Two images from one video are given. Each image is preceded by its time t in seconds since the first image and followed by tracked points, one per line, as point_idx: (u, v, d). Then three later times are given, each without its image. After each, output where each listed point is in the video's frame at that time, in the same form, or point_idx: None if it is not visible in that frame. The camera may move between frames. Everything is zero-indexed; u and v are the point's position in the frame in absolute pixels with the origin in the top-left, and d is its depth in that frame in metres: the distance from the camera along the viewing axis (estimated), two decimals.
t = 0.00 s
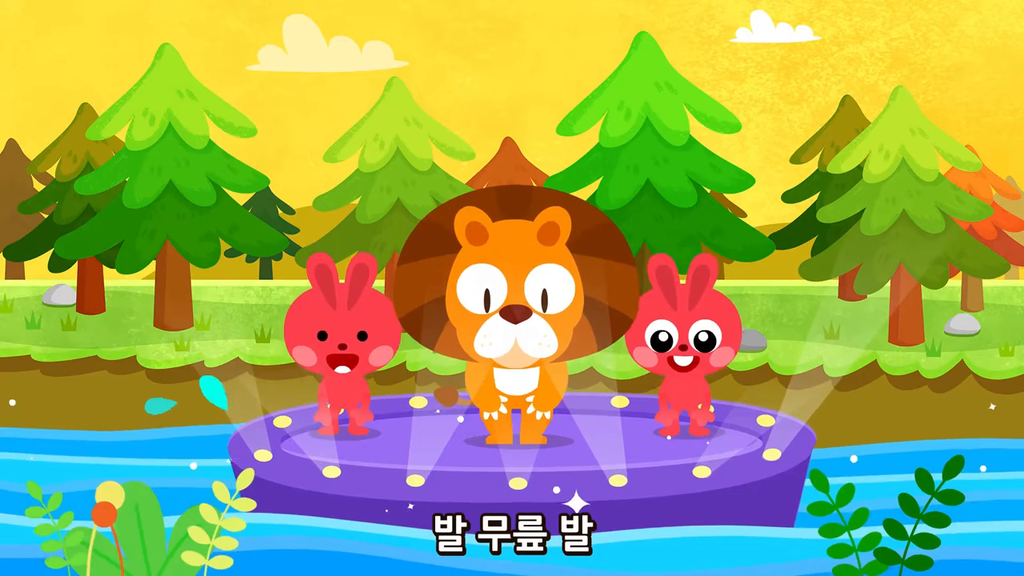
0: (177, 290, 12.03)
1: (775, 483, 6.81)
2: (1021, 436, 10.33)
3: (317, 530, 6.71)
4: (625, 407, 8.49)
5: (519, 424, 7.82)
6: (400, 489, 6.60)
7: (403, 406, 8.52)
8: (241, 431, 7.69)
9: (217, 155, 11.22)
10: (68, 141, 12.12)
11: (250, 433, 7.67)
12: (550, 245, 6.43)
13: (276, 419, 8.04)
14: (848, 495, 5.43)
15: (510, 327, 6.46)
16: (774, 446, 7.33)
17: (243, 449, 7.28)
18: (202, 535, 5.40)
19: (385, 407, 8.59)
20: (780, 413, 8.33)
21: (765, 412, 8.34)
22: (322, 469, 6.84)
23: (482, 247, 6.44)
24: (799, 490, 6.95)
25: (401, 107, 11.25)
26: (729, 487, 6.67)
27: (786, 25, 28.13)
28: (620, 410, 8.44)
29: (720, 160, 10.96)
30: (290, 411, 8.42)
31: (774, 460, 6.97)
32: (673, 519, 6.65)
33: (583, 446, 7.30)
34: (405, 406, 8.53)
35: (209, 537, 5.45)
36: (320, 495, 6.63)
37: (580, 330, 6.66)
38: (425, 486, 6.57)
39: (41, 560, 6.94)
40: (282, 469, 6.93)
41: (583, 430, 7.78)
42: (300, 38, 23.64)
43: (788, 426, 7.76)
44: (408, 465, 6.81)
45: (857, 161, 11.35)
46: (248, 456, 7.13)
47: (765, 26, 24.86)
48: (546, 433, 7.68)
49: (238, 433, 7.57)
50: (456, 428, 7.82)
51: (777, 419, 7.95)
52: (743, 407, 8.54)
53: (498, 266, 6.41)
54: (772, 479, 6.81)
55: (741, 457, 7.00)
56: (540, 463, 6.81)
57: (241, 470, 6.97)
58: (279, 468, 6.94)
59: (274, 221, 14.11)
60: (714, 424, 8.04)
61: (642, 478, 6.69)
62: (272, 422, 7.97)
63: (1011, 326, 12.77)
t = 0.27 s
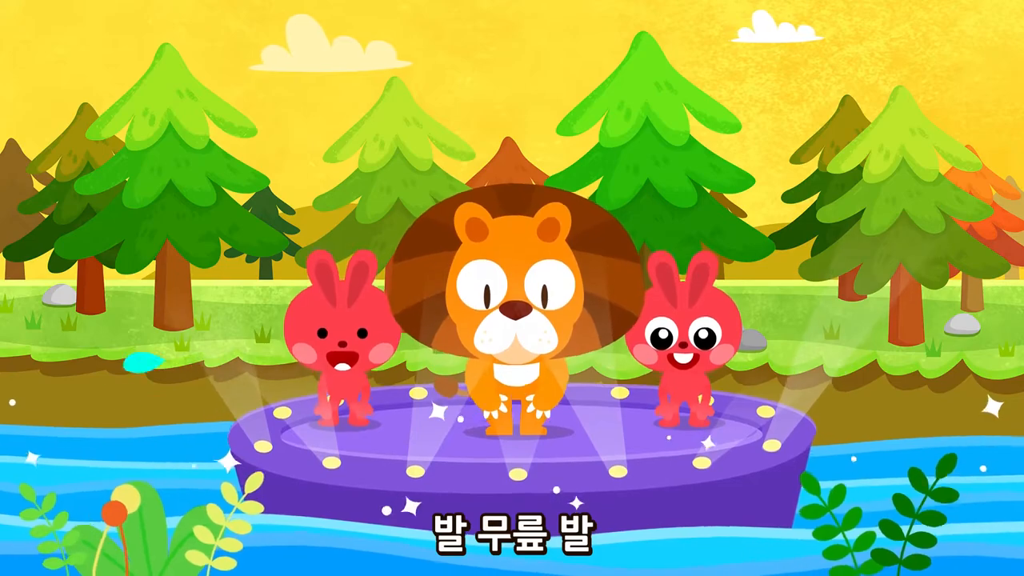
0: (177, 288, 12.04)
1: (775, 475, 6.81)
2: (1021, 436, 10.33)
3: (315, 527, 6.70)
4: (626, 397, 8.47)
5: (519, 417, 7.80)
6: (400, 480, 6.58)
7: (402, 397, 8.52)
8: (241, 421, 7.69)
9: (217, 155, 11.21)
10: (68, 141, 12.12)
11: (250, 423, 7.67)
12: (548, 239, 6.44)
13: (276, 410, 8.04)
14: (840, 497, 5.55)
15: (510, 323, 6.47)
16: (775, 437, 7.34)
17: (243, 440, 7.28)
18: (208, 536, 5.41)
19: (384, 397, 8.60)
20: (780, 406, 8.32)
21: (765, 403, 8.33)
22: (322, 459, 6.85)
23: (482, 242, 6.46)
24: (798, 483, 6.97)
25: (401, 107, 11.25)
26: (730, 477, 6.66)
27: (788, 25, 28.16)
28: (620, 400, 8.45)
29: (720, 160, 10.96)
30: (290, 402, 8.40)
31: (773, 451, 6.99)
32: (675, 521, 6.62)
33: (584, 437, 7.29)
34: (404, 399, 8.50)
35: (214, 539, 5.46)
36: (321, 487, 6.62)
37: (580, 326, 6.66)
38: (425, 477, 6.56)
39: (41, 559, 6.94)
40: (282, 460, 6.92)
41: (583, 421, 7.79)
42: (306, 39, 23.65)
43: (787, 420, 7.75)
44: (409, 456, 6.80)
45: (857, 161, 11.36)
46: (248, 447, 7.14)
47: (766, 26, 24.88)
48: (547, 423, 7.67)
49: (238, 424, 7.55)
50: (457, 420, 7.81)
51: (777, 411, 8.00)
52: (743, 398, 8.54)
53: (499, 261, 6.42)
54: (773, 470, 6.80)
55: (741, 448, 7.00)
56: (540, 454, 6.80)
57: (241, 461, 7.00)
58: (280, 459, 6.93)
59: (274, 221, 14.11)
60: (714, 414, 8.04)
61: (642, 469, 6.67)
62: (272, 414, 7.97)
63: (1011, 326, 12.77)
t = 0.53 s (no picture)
0: (177, 288, 12.04)
1: (775, 474, 6.81)
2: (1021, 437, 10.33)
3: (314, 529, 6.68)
4: (625, 398, 8.51)
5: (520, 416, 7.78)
6: (400, 481, 6.58)
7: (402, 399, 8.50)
8: (241, 421, 7.68)
9: (217, 155, 11.21)
10: (68, 140, 12.12)
11: (250, 423, 7.67)
12: (549, 248, 6.47)
13: (276, 410, 8.03)
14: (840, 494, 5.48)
15: (510, 332, 6.45)
16: (775, 437, 7.34)
17: (242, 441, 7.28)
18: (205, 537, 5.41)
19: (383, 398, 8.58)
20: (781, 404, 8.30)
21: (765, 403, 8.33)
22: (322, 460, 6.84)
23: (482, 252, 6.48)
24: (798, 483, 6.97)
25: (401, 106, 11.25)
26: (729, 478, 6.65)
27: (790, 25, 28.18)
28: (620, 401, 8.46)
29: (720, 160, 10.96)
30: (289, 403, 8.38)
31: (774, 451, 6.99)
32: (675, 522, 6.63)
33: (583, 437, 7.29)
34: (404, 400, 8.49)
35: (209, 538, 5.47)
36: (321, 488, 6.62)
37: (580, 335, 6.67)
38: (425, 478, 6.56)
39: (41, 559, 6.94)
40: (282, 461, 6.91)
41: (583, 421, 7.78)
42: (308, 38, 23.68)
43: (788, 421, 7.73)
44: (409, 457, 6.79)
45: (857, 161, 11.36)
46: (248, 447, 7.14)
47: (768, 26, 24.89)
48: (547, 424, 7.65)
49: (237, 426, 7.55)
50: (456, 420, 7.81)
51: (777, 412, 7.98)
52: (743, 399, 8.53)
53: (499, 270, 6.43)
54: (772, 471, 6.80)
55: (741, 448, 6.99)
56: (540, 454, 6.79)
57: (241, 461, 7.00)
58: (280, 459, 6.93)
59: (274, 220, 14.11)
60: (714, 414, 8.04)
61: (643, 469, 6.66)
62: (272, 414, 7.96)
63: (1011, 326, 12.77)
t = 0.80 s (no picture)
0: (177, 290, 12.04)
1: (775, 484, 6.82)
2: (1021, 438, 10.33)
3: (311, 533, 6.71)
4: (626, 408, 8.51)
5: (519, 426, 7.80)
6: (400, 490, 6.60)
7: (402, 408, 8.52)
8: (241, 431, 7.69)
9: (217, 155, 11.21)
10: (68, 140, 12.12)
11: (250, 433, 7.68)
12: (550, 264, 6.45)
13: (276, 420, 8.05)
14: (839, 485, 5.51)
15: (510, 348, 6.46)
16: (774, 447, 7.34)
17: (243, 450, 7.28)
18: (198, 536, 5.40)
19: (382, 408, 8.59)
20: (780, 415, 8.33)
21: (766, 414, 8.34)
22: (322, 469, 6.84)
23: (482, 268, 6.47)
24: (799, 493, 6.95)
25: (401, 107, 11.24)
26: (728, 487, 6.67)
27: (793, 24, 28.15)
28: (620, 411, 8.46)
29: (720, 160, 10.97)
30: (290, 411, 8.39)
31: (774, 461, 6.98)
32: (674, 523, 6.64)
33: (584, 447, 7.29)
34: (404, 409, 8.50)
35: (204, 539, 5.46)
36: (321, 498, 6.63)
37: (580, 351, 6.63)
38: (426, 487, 6.55)
39: (42, 561, 6.94)
40: (281, 471, 6.93)
41: (583, 432, 7.78)
42: (310, 37, 23.67)
43: (787, 430, 7.75)
44: (408, 466, 6.80)
45: (857, 161, 11.36)
46: (248, 456, 7.14)
47: (770, 25, 24.89)
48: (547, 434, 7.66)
49: (237, 435, 7.55)
50: (457, 429, 7.82)
51: (778, 420, 8.00)
52: (743, 410, 8.54)
53: (499, 286, 6.42)
54: (772, 480, 6.82)
55: (741, 457, 7.00)
56: (540, 464, 6.79)
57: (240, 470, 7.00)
58: (279, 470, 6.94)
59: (274, 221, 14.11)
60: (714, 425, 8.04)
61: (642, 479, 6.67)
62: (272, 423, 7.97)
63: (1011, 326, 12.76)
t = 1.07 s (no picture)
0: (177, 289, 12.04)
1: (775, 489, 6.81)
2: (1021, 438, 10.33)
3: (314, 533, 6.80)
4: (625, 413, 8.52)
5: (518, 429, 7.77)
6: (400, 494, 6.58)
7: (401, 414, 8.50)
8: (240, 437, 7.68)
9: (217, 155, 11.22)
10: (68, 141, 12.12)
11: (250, 438, 7.67)
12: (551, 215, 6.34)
13: (275, 424, 8.04)
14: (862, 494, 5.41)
15: (510, 299, 6.30)
16: (774, 452, 7.36)
17: (243, 455, 7.28)
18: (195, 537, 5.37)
19: (382, 413, 8.59)
20: (780, 419, 8.34)
21: (765, 418, 8.35)
22: (321, 474, 6.80)
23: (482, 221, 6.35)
24: (799, 495, 6.94)
25: (401, 107, 11.24)
26: (729, 492, 6.66)
27: (795, 24, 28.19)
28: (620, 415, 8.49)
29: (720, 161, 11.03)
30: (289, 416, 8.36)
31: (773, 466, 6.99)
32: (674, 523, 6.62)
33: (583, 452, 7.28)
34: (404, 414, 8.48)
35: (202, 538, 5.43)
36: (321, 501, 6.60)
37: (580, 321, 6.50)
38: (425, 492, 6.55)
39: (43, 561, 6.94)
40: (282, 475, 6.90)
41: (583, 436, 7.79)
42: (313, 37, 23.67)
43: (787, 435, 7.72)
44: (408, 471, 6.80)
45: (857, 160, 11.35)
46: (248, 463, 7.12)
47: (772, 24, 24.90)
48: (546, 438, 7.66)
49: (236, 440, 7.55)
50: (457, 434, 7.83)
51: (778, 425, 8.00)
52: (743, 413, 8.54)
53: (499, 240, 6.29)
54: (772, 485, 6.82)
55: (741, 464, 7.00)
56: (540, 469, 6.79)
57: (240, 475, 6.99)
58: (279, 474, 6.91)
59: (274, 221, 14.10)
60: (714, 429, 8.04)
61: (642, 484, 6.66)
62: (272, 427, 7.96)
63: (1011, 326, 12.76)
